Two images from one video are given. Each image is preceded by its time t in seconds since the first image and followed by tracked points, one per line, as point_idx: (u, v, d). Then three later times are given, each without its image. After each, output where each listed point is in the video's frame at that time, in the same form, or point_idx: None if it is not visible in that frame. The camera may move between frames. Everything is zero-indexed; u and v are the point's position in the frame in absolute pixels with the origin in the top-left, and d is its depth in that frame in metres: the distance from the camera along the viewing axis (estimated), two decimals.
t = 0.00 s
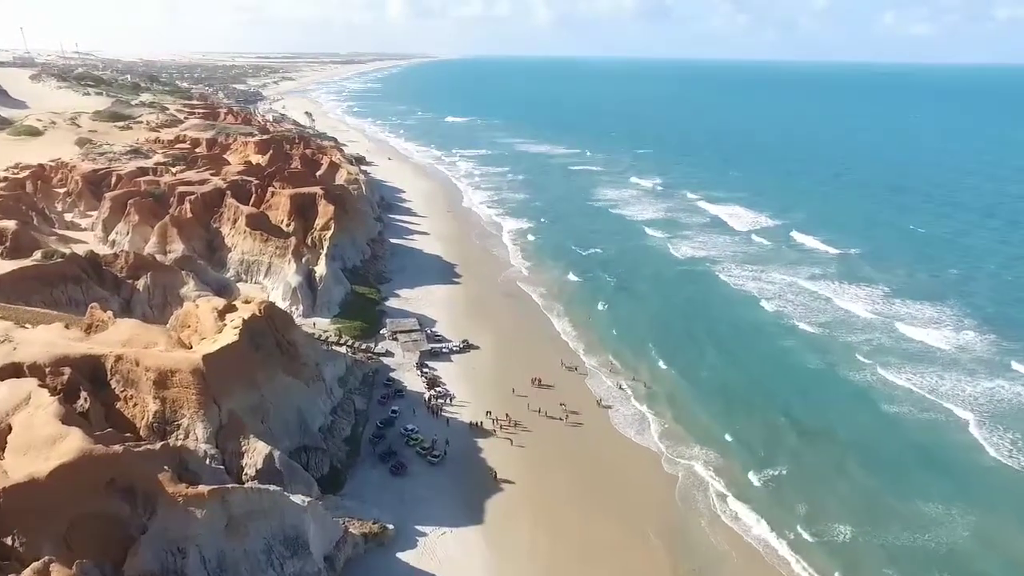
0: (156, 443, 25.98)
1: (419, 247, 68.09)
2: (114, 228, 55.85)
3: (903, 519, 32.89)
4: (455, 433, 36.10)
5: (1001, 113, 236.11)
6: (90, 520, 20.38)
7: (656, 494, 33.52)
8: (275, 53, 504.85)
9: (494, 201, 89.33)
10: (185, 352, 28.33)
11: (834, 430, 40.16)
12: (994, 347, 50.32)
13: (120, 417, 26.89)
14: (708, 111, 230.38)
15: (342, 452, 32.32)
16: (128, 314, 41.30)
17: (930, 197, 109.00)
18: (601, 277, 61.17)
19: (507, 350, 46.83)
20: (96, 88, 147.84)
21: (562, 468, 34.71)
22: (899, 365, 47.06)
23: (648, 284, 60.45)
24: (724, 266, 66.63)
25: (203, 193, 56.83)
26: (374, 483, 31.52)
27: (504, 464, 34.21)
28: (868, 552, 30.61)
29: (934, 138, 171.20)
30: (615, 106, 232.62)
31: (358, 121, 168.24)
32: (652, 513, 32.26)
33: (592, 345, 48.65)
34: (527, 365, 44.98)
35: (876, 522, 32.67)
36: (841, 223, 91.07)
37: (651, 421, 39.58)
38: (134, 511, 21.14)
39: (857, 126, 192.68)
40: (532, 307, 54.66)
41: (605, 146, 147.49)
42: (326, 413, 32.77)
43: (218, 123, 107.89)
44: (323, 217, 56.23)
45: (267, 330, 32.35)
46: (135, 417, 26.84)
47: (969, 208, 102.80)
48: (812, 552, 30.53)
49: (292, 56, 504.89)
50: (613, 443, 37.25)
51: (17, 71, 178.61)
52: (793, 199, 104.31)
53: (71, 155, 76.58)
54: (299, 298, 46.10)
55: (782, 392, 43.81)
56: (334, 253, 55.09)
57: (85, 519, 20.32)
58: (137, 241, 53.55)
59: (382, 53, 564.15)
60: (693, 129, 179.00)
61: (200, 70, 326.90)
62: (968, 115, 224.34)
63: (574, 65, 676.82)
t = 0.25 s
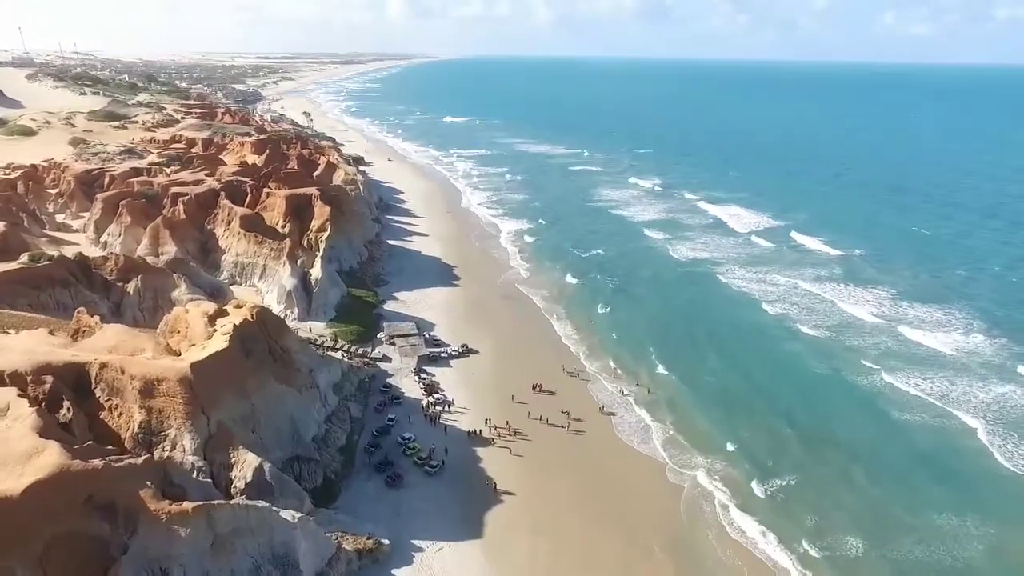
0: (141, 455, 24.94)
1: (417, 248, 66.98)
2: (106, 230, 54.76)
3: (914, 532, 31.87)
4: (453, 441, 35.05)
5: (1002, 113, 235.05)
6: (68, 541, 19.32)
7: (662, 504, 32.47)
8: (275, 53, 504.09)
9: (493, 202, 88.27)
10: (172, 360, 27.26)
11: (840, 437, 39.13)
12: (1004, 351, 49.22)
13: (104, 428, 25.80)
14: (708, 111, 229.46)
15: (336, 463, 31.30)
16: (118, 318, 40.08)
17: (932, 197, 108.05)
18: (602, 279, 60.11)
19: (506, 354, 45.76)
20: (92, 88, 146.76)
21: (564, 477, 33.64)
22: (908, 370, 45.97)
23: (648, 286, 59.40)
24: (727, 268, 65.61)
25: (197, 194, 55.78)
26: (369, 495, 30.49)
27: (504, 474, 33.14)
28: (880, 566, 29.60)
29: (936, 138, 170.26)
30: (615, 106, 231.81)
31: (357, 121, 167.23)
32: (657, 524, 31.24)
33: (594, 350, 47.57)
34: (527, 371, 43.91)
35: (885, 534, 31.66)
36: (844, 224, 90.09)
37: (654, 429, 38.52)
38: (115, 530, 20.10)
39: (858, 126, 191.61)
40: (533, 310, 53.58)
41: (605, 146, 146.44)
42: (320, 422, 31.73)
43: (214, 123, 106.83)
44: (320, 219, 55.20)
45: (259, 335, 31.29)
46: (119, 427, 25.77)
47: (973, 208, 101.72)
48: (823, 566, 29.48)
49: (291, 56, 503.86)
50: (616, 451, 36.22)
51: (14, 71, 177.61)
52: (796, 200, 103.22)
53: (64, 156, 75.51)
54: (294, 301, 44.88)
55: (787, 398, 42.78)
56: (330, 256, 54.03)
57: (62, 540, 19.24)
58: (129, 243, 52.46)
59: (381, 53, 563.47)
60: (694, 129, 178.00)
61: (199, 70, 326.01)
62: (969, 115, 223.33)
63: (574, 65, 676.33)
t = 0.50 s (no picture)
0: (127, 466, 24.00)
1: (417, 250, 66.08)
2: (99, 231, 53.81)
3: (926, 543, 30.94)
4: (452, 450, 34.11)
5: (1004, 113, 234.05)
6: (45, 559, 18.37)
7: (667, 516, 31.48)
8: (275, 53, 503.86)
9: (493, 203, 87.33)
10: (160, 367, 26.34)
11: (847, 444, 38.19)
12: (1015, 356, 48.19)
13: (89, 439, 24.89)
14: (708, 111, 228.75)
15: (331, 472, 30.39)
16: (109, 322, 39.21)
17: (935, 198, 107.22)
18: (603, 281, 59.19)
19: (507, 358, 44.83)
20: (90, 87, 145.97)
21: (566, 487, 32.69)
22: (917, 375, 44.97)
23: (649, 288, 58.46)
24: (730, 269, 64.69)
25: (192, 194, 54.83)
26: (365, 506, 29.57)
27: (504, 485, 32.18)
28: None
29: (938, 138, 169.45)
30: (615, 107, 230.86)
31: (356, 121, 166.37)
32: (662, 536, 30.31)
33: (595, 354, 46.63)
34: (528, 376, 42.96)
35: (896, 546, 30.74)
36: (847, 224, 89.19)
37: (658, 436, 37.61)
38: (95, 548, 19.13)
39: (860, 127, 190.64)
40: (533, 313, 52.65)
41: (605, 146, 145.49)
42: (314, 430, 30.82)
43: (212, 123, 105.86)
44: (316, 220, 54.26)
45: (252, 341, 30.38)
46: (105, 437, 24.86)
47: (978, 209, 100.71)
48: None
49: (290, 56, 503.09)
50: (619, 460, 35.26)
51: (12, 71, 176.66)
52: (799, 200, 102.26)
53: (58, 156, 74.58)
54: (289, 304, 43.91)
55: (791, 404, 41.85)
56: (327, 257, 53.13)
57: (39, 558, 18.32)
58: (122, 244, 51.53)
59: (381, 54, 563.27)
60: (695, 129, 177.02)
61: (199, 70, 325.69)
62: (970, 116, 222.40)
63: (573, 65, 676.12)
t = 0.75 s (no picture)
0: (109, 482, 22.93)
1: (415, 252, 65.01)
2: (90, 233, 52.64)
3: (938, 558, 30.00)
4: (449, 460, 33.03)
5: (1005, 113, 232.92)
6: None
7: (672, 530, 30.38)
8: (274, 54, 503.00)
9: (493, 204, 86.25)
10: (145, 376, 25.25)
11: (855, 454, 37.11)
12: None
13: (69, 451, 23.81)
14: (709, 112, 227.85)
15: (324, 484, 29.32)
16: (97, 327, 38.10)
17: (938, 198, 106.16)
18: (604, 284, 58.09)
19: (506, 364, 43.79)
20: (86, 87, 144.85)
21: (567, 499, 31.59)
22: (927, 381, 43.89)
23: (650, 291, 57.39)
24: (733, 272, 63.59)
25: (185, 195, 53.77)
26: (359, 519, 28.50)
27: (503, 496, 31.10)
28: None
29: (940, 138, 168.45)
30: (616, 107, 229.80)
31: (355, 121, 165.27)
32: (668, 551, 29.25)
33: (597, 359, 45.57)
34: (528, 382, 41.84)
35: (908, 562, 29.75)
36: (851, 225, 88.13)
37: (662, 445, 36.54)
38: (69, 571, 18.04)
39: (861, 127, 189.53)
40: (533, 316, 51.55)
41: (605, 147, 144.41)
42: (307, 440, 29.72)
43: (208, 123, 104.74)
44: (312, 221, 53.18)
45: (242, 348, 29.29)
46: (87, 450, 23.79)
47: (982, 209, 99.58)
48: None
49: (289, 56, 501.95)
50: (622, 470, 34.16)
51: (8, 70, 175.63)
52: (801, 201, 101.16)
53: (51, 156, 73.50)
54: (283, 308, 42.72)
55: (797, 411, 40.77)
56: (323, 260, 52.05)
57: None
58: (113, 246, 50.44)
59: (381, 54, 562.49)
60: (696, 129, 175.97)
61: (198, 70, 324.78)
62: (972, 116, 221.29)
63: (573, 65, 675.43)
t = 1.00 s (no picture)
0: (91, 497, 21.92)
1: (413, 253, 64.03)
2: (82, 234, 51.71)
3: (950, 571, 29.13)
4: (448, 469, 32.03)
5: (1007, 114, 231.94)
6: None
7: (678, 544, 29.38)
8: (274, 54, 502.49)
9: (492, 204, 85.29)
10: (130, 384, 24.27)
11: (862, 463, 36.20)
12: None
13: (51, 464, 22.82)
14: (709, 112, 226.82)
15: (317, 496, 28.33)
16: (86, 331, 37.08)
17: (942, 198, 105.16)
18: (605, 286, 57.06)
19: (506, 368, 42.82)
20: (83, 87, 143.97)
21: (569, 510, 30.61)
22: (936, 386, 42.90)
23: (652, 293, 56.41)
24: (736, 273, 62.64)
25: (179, 196, 52.81)
26: (353, 533, 27.52)
27: (503, 508, 30.12)
28: None
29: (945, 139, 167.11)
30: (616, 107, 228.93)
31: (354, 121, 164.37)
32: (674, 565, 28.28)
33: (599, 364, 44.60)
34: (529, 389, 40.84)
35: None
36: (854, 226, 87.13)
37: (666, 454, 35.56)
38: None
39: (863, 128, 188.58)
40: (534, 320, 50.63)
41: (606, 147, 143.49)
42: (300, 450, 28.70)
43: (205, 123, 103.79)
44: (309, 222, 52.23)
45: (233, 355, 28.30)
46: (69, 462, 22.79)
47: (987, 210, 98.55)
48: None
49: (289, 57, 501.15)
50: (625, 480, 33.16)
51: (6, 70, 174.89)
52: (804, 201, 100.19)
53: (45, 156, 72.57)
54: (278, 312, 41.66)
55: (803, 419, 39.78)
56: (319, 262, 51.10)
57: None
58: (105, 248, 49.47)
59: (381, 54, 561.95)
60: (697, 129, 175.04)
61: (197, 70, 324.27)
62: (974, 116, 220.22)
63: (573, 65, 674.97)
